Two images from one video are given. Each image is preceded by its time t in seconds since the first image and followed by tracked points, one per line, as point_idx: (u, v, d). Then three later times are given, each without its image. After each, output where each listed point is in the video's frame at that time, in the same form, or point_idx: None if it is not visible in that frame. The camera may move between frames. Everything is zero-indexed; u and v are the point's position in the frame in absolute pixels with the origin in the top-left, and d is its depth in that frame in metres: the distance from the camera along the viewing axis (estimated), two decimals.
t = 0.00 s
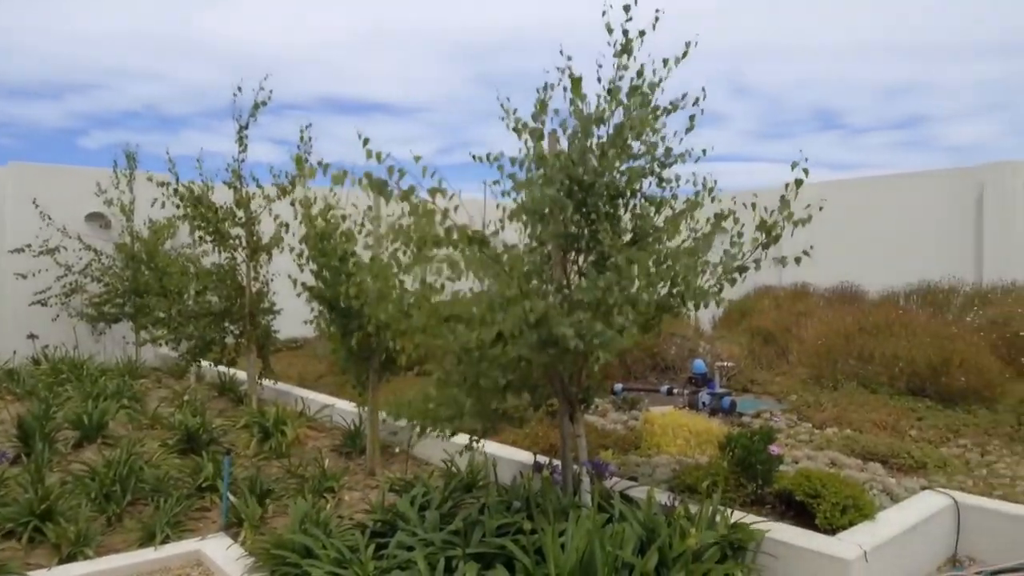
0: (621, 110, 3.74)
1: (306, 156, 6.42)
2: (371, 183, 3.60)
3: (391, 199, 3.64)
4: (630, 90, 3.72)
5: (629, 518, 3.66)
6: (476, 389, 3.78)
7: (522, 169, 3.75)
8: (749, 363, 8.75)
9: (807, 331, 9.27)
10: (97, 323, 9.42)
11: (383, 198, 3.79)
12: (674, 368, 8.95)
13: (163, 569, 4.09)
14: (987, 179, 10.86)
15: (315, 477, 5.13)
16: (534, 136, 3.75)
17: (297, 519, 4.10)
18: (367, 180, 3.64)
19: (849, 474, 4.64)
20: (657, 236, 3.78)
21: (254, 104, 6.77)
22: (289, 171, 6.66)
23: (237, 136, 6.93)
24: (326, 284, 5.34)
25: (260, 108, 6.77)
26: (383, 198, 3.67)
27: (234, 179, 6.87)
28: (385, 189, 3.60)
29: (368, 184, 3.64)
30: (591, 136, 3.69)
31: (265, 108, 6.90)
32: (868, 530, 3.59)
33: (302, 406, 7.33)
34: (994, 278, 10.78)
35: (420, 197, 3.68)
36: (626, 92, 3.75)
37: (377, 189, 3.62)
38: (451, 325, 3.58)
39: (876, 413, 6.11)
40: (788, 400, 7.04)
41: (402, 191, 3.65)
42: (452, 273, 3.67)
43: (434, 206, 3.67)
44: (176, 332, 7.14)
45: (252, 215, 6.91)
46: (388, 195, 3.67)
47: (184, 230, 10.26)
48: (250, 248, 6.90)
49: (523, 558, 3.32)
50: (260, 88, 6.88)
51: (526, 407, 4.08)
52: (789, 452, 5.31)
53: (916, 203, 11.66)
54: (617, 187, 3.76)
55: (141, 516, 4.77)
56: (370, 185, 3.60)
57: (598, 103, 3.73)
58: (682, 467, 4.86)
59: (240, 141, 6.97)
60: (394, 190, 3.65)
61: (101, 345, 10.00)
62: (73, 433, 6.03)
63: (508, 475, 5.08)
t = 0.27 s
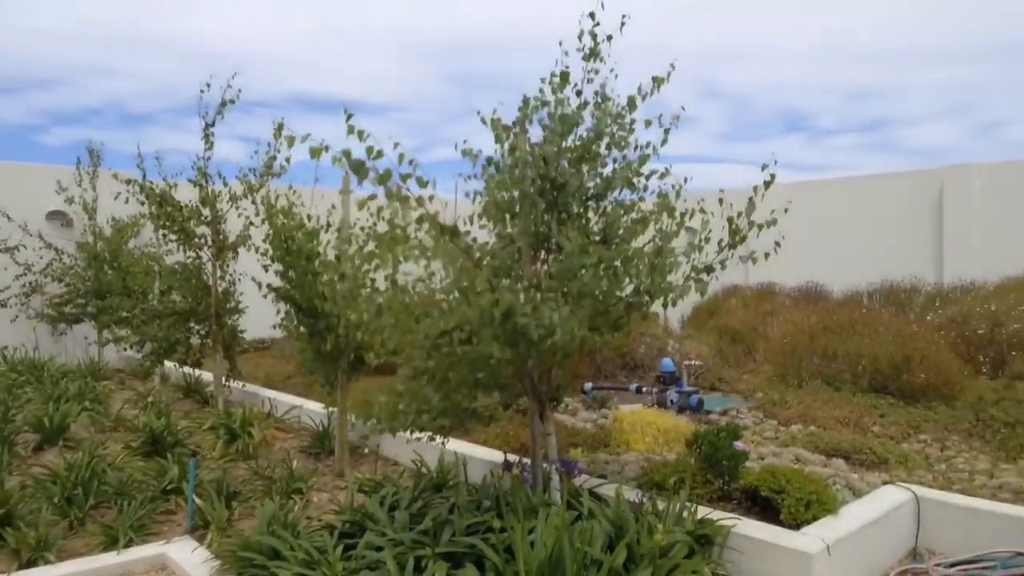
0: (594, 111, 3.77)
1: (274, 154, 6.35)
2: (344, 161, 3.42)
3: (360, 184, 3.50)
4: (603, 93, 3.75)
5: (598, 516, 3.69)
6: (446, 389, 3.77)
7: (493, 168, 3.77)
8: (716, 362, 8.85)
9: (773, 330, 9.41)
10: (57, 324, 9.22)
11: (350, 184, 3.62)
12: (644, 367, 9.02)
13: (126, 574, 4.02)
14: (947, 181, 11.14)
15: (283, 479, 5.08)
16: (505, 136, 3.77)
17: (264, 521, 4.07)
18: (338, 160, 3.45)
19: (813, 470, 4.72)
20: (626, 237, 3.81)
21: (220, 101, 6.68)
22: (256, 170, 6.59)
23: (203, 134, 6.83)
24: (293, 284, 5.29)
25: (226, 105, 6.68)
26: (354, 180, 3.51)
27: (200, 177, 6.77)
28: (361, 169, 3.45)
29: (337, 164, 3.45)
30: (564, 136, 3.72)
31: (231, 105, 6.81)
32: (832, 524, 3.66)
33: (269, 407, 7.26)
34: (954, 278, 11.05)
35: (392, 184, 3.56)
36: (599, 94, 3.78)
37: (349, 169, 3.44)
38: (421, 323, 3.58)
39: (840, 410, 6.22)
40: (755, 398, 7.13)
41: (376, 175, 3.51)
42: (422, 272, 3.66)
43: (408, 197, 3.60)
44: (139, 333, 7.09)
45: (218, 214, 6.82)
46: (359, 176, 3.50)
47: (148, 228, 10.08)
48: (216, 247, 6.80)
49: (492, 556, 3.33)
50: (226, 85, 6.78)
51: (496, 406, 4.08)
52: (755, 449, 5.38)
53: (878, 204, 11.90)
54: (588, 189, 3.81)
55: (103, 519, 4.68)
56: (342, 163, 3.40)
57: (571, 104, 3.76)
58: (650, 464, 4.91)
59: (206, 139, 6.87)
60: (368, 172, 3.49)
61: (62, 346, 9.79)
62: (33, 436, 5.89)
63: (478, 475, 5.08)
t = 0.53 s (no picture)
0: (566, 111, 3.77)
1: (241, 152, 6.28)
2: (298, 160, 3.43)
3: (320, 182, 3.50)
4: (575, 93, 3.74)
5: (568, 513, 3.71)
6: (416, 388, 3.76)
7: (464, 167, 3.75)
8: (685, 360, 8.94)
9: (741, 328, 9.53)
10: (18, 324, 9.02)
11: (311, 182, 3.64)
12: (614, 366, 9.08)
13: None
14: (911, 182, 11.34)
15: (251, 480, 5.03)
16: (478, 135, 3.75)
17: (232, 522, 4.02)
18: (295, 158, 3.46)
19: (779, 466, 4.79)
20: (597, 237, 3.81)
21: (186, 97, 6.58)
22: (223, 167, 6.50)
23: (169, 131, 6.73)
24: (260, 283, 5.24)
25: (193, 102, 6.59)
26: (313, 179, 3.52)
27: (166, 174, 6.66)
28: (316, 167, 3.45)
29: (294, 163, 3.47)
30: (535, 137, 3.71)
31: (198, 102, 6.71)
32: (797, 519, 3.72)
33: (237, 408, 7.18)
34: (918, 278, 11.29)
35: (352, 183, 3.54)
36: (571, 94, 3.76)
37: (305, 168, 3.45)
38: (392, 323, 3.55)
39: (806, 407, 6.32)
40: (723, 395, 7.22)
41: (333, 172, 3.50)
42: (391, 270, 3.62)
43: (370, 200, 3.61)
44: (104, 333, 6.91)
45: (184, 212, 6.71)
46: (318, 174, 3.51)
47: (113, 227, 9.91)
48: (182, 245, 6.70)
49: (463, 555, 3.33)
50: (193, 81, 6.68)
51: (467, 405, 4.08)
52: (723, 446, 5.45)
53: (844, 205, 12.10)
54: (559, 189, 3.85)
55: (66, 523, 4.59)
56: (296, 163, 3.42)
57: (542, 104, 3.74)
58: (620, 462, 4.94)
59: (172, 136, 6.77)
60: (326, 170, 3.48)
61: (23, 347, 9.58)
62: None
63: (449, 474, 5.08)
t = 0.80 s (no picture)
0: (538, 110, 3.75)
1: (208, 149, 6.19)
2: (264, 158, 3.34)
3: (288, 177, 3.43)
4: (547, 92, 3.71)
5: (538, 511, 3.72)
6: (386, 387, 3.74)
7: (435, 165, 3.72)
8: (655, 358, 9.02)
9: (710, 327, 9.63)
10: None
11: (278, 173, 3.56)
12: (585, 364, 9.12)
13: None
14: (875, 183, 11.56)
15: (218, 482, 4.96)
16: (449, 133, 3.73)
17: (198, 525, 3.96)
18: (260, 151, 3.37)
19: (746, 462, 4.86)
20: (567, 235, 3.80)
21: (151, 93, 6.46)
22: (190, 165, 6.39)
23: (133, 128, 6.60)
24: (227, 283, 5.17)
25: (158, 98, 6.47)
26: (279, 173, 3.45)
27: (130, 171, 6.54)
28: (284, 164, 3.37)
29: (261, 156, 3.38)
30: (506, 135, 3.69)
31: (163, 98, 6.60)
32: (764, 514, 3.77)
33: (204, 409, 7.08)
34: (881, 277, 11.48)
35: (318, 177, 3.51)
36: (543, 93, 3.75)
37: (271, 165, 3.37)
38: (361, 322, 3.53)
39: (772, 405, 6.41)
40: (692, 393, 7.29)
41: (300, 167, 3.45)
42: (361, 270, 3.60)
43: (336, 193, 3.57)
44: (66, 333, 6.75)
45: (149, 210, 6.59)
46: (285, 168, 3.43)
47: (75, 226, 9.71)
48: (147, 244, 6.58)
49: (433, 554, 3.32)
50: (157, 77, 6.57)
51: (437, 404, 4.07)
52: (691, 443, 5.51)
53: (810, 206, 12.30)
54: (529, 186, 3.78)
55: (26, 528, 4.48)
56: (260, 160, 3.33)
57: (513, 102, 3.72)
58: (590, 460, 4.97)
59: (136, 132, 6.65)
60: (293, 165, 3.42)
61: None
62: None
63: (419, 473, 5.06)
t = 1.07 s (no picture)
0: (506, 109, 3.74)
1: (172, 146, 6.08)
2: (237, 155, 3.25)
3: (258, 175, 3.38)
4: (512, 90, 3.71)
5: (505, 509, 3.72)
6: (351, 386, 3.71)
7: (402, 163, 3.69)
8: (622, 357, 9.08)
9: (677, 326, 9.73)
10: None
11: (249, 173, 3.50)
12: (554, 364, 9.15)
13: None
14: (837, 184, 11.77)
15: (180, 485, 4.88)
16: (417, 131, 3.71)
17: (159, 528, 3.89)
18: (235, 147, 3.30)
19: (711, 459, 4.92)
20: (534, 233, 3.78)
21: (111, 89, 6.34)
22: (152, 161, 6.28)
23: (93, 124, 6.47)
24: (189, 282, 5.08)
25: (118, 94, 6.35)
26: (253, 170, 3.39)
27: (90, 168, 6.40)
28: (257, 161, 3.32)
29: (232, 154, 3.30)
30: (473, 132, 3.67)
31: (124, 94, 6.47)
32: (728, 509, 3.82)
33: (166, 411, 6.96)
34: (843, 276, 11.67)
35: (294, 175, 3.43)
36: (508, 91, 3.74)
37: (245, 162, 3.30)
38: (327, 321, 3.49)
39: (737, 402, 6.49)
40: (659, 391, 7.35)
41: (275, 165, 3.37)
42: (329, 270, 3.57)
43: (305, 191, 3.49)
44: (22, 333, 6.58)
45: (109, 208, 6.46)
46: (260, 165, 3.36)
47: (33, 224, 9.49)
48: (108, 242, 6.44)
49: (399, 553, 3.30)
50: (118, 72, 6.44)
51: (404, 403, 4.04)
52: (657, 440, 5.55)
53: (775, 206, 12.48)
54: (496, 184, 3.76)
55: None
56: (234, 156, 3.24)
57: (479, 100, 3.71)
58: (557, 458, 4.98)
59: (96, 129, 6.51)
60: (267, 163, 3.35)
61: None
62: None
63: (386, 474, 5.04)
